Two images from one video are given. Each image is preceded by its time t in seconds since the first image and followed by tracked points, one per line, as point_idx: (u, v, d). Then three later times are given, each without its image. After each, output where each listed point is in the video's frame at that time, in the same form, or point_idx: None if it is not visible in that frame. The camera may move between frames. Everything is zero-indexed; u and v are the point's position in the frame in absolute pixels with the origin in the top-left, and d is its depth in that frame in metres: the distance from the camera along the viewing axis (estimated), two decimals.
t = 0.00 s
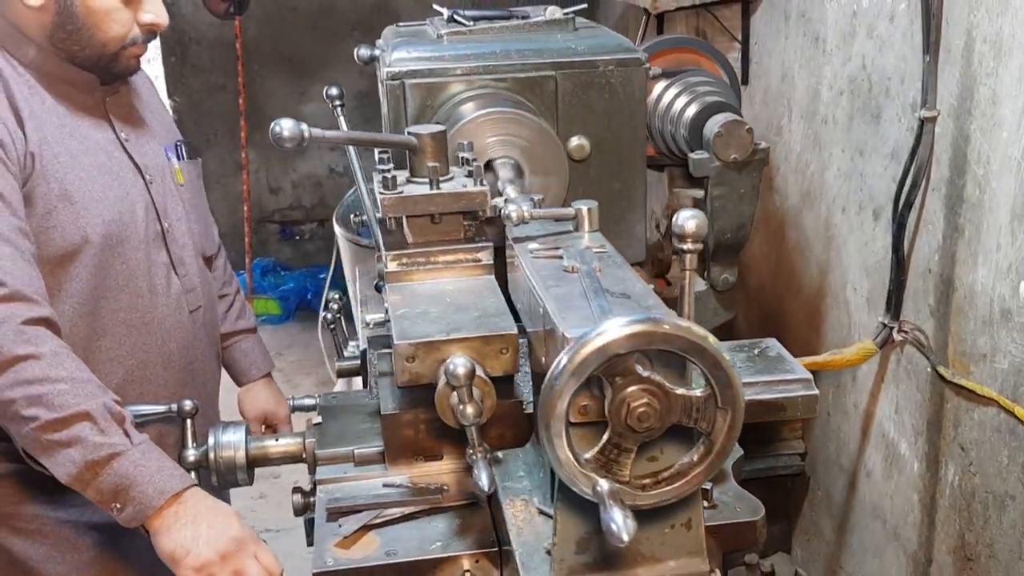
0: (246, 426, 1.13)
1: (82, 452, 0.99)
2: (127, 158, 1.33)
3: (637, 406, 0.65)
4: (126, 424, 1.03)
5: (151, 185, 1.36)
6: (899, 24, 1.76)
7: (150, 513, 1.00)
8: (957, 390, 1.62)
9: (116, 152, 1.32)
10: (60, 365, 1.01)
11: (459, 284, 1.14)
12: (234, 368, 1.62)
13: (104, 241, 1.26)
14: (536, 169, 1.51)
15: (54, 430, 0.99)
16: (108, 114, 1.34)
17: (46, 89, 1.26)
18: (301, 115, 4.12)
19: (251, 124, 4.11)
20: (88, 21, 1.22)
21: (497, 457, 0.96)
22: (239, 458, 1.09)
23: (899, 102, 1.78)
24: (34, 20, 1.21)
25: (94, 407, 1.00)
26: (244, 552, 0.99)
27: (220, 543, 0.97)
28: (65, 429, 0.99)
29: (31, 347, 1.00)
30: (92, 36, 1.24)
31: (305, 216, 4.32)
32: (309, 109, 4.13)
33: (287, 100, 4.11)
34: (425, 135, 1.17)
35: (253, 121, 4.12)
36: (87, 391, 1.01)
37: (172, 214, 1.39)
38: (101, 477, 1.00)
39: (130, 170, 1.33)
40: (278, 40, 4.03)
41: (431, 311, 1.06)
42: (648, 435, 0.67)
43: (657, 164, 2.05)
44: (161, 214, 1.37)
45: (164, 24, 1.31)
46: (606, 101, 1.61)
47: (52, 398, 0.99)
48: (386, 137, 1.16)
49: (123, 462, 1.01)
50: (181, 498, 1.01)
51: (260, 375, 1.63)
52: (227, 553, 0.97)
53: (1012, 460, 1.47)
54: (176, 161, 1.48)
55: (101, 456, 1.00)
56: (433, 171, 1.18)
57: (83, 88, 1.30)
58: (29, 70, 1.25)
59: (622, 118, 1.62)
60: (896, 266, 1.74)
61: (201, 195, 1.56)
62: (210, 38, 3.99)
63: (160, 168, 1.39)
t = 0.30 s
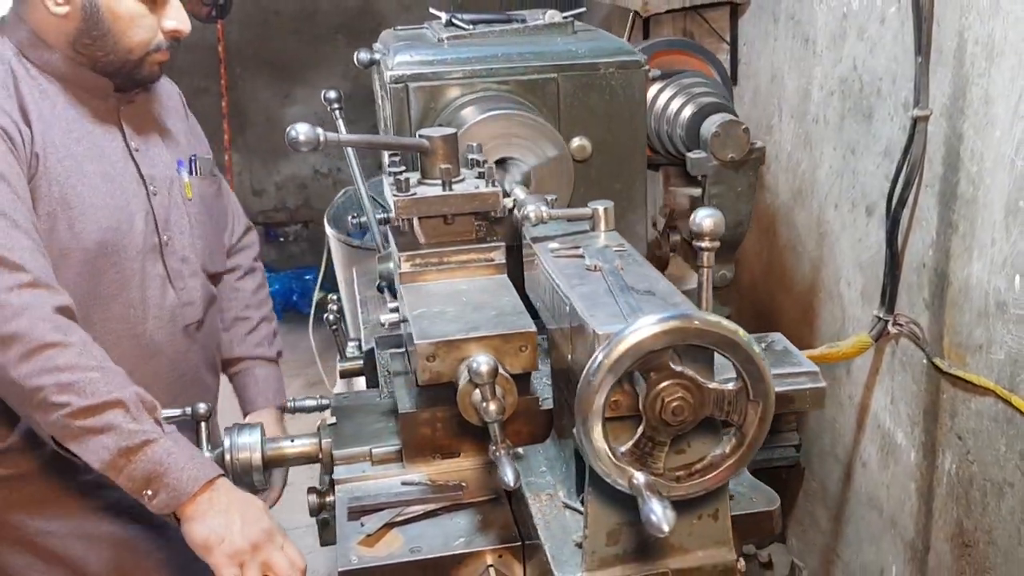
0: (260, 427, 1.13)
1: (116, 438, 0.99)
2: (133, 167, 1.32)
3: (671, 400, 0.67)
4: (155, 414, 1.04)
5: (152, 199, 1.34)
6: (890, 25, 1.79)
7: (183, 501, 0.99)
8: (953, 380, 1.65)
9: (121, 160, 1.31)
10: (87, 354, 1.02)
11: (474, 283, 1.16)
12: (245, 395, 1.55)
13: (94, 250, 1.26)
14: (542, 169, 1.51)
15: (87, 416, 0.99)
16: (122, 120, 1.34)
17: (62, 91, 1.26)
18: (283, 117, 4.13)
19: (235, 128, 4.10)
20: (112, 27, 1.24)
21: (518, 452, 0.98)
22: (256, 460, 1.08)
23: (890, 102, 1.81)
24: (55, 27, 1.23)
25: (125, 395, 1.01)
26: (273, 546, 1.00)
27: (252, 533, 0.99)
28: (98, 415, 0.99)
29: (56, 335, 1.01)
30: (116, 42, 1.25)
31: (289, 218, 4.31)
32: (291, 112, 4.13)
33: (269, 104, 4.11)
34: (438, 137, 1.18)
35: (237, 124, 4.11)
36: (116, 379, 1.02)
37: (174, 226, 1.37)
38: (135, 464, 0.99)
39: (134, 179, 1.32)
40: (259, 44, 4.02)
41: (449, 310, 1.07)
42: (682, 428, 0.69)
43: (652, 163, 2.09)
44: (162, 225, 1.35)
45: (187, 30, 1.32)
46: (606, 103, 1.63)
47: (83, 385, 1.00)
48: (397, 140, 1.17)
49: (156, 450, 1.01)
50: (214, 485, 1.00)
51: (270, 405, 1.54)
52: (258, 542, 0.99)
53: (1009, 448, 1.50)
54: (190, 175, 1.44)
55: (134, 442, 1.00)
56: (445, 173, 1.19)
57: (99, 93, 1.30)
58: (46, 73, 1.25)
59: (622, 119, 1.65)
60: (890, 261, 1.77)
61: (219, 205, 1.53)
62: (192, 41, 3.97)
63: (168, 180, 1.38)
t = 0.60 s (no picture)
0: (270, 428, 1.13)
1: (174, 416, 0.93)
2: (143, 184, 1.17)
3: (704, 388, 0.70)
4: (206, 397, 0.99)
5: (154, 220, 1.17)
6: (876, 25, 1.83)
7: (237, 485, 0.95)
8: (938, 371, 1.68)
9: (131, 172, 1.15)
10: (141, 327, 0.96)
11: (484, 282, 1.18)
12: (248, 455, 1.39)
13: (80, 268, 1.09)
14: (542, 168, 1.51)
15: (147, 388, 0.93)
16: (147, 134, 1.18)
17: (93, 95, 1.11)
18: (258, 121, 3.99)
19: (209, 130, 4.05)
20: (161, 38, 1.08)
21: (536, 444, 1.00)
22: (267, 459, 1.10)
23: (876, 100, 1.86)
24: (101, 39, 1.07)
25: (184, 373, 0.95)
26: (318, 544, 0.98)
27: (304, 529, 0.96)
28: (158, 388, 0.93)
29: (109, 308, 0.94)
30: (163, 55, 1.10)
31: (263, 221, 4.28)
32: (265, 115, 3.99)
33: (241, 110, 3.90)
34: (446, 137, 1.19)
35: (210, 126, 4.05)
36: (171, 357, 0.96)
37: (176, 251, 1.21)
38: (191, 444, 0.94)
39: (140, 197, 1.16)
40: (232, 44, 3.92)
41: (462, 308, 1.08)
42: (714, 416, 0.71)
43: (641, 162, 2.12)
44: (168, 250, 1.19)
45: (231, 45, 1.16)
46: (602, 102, 1.66)
47: (142, 357, 0.94)
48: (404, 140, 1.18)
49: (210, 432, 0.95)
50: (265, 475, 0.97)
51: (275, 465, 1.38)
52: (308, 539, 0.97)
53: (995, 436, 1.53)
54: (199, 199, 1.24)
55: (194, 421, 0.94)
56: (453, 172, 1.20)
57: (128, 100, 1.14)
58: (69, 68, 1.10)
59: (616, 122, 1.68)
60: (876, 256, 1.81)
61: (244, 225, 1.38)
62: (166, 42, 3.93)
63: (176, 202, 1.21)
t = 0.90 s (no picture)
0: (275, 427, 1.14)
1: (187, 434, 0.91)
2: (155, 191, 1.14)
3: (727, 374, 0.72)
4: (220, 415, 0.95)
5: (164, 228, 1.14)
6: (853, 23, 1.88)
7: (243, 507, 0.92)
8: (917, 361, 1.71)
9: (141, 177, 1.13)
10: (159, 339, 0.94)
11: (486, 278, 1.21)
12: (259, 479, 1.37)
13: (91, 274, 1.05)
14: (532, 163, 1.54)
15: (160, 405, 0.90)
16: (160, 142, 1.17)
17: (105, 99, 1.10)
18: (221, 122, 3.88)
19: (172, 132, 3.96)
20: (185, 44, 1.07)
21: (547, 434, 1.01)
22: (274, 459, 1.10)
23: (853, 96, 1.90)
24: (120, 45, 1.07)
25: (199, 391, 0.92)
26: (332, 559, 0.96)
27: (316, 546, 0.94)
28: (174, 406, 0.91)
29: (128, 319, 0.92)
30: (185, 61, 1.09)
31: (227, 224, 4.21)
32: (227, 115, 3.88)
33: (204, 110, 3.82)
34: (446, 135, 1.21)
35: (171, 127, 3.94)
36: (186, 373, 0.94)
37: (183, 258, 1.17)
38: (202, 463, 0.91)
39: (151, 202, 1.13)
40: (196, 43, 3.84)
41: (468, 304, 1.10)
42: (735, 401, 0.74)
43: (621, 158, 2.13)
44: (175, 258, 1.16)
45: (247, 53, 1.16)
46: (589, 100, 1.68)
47: (157, 371, 0.92)
48: (408, 137, 1.20)
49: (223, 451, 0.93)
50: (273, 496, 0.94)
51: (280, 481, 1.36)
52: (321, 554, 0.94)
53: (975, 421, 1.56)
54: (207, 209, 1.22)
55: (205, 440, 0.91)
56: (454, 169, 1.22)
57: (142, 108, 1.13)
58: (82, 74, 1.08)
59: (604, 117, 1.70)
60: (854, 250, 1.84)
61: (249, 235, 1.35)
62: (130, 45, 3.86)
63: (184, 210, 1.18)
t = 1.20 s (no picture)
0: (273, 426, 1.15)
1: (202, 430, 0.94)
2: (153, 192, 1.15)
3: (737, 358, 0.75)
4: (230, 412, 0.99)
5: (164, 229, 1.15)
6: (825, 21, 1.90)
7: (258, 501, 0.95)
8: (895, 350, 1.68)
9: (139, 179, 1.13)
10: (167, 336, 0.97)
11: (481, 275, 1.20)
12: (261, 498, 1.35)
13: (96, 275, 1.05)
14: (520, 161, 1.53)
15: (176, 401, 0.93)
16: (155, 143, 1.18)
17: (102, 101, 1.11)
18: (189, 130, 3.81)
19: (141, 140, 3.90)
20: (179, 44, 1.08)
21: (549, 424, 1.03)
22: (276, 458, 1.09)
23: (827, 93, 1.91)
24: (115, 46, 1.07)
25: (211, 388, 0.96)
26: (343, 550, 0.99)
27: (331, 535, 0.98)
28: (187, 402, 0.94)
29: (138, 317, 0.94)
30: (180, 62, 1.10)
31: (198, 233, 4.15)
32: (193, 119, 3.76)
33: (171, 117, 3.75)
34: (438, 133, 1.22)
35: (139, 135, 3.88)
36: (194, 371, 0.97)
37: (183, 260, 1.18)
38: (216, 458, 0.94)
39: (150, 203, 1.14)
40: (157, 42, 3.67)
41: (468, 300, 1.11)
42: (744, 384, 0.77)
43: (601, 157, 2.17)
44: (174, 260, 1.16)
45: (240, 54, 1.18)
46: (571, 98, 1.67)
47: (169, 368, 0.94)
48: (401, 136, 1.21)
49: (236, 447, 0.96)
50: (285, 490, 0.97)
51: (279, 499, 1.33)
52: (335, 542, 0.98)
53: (953, 407, 1.54)
54: (204, 210, 1.23)
55: (219, 436, 0.94)
56: (447, 168, 1.22)
57: (139, 109, 1.14)
58: (76, 77, 1.10)
59: (586, 114, 1.69)
60: (831, 242, 1.79)
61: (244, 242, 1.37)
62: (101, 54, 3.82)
63: (182, 212, 1.19)
